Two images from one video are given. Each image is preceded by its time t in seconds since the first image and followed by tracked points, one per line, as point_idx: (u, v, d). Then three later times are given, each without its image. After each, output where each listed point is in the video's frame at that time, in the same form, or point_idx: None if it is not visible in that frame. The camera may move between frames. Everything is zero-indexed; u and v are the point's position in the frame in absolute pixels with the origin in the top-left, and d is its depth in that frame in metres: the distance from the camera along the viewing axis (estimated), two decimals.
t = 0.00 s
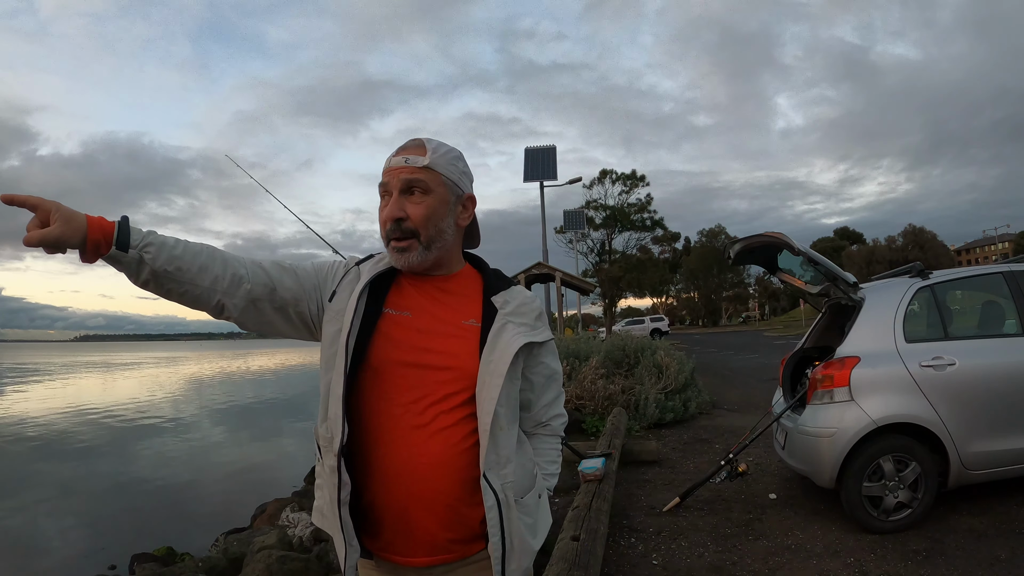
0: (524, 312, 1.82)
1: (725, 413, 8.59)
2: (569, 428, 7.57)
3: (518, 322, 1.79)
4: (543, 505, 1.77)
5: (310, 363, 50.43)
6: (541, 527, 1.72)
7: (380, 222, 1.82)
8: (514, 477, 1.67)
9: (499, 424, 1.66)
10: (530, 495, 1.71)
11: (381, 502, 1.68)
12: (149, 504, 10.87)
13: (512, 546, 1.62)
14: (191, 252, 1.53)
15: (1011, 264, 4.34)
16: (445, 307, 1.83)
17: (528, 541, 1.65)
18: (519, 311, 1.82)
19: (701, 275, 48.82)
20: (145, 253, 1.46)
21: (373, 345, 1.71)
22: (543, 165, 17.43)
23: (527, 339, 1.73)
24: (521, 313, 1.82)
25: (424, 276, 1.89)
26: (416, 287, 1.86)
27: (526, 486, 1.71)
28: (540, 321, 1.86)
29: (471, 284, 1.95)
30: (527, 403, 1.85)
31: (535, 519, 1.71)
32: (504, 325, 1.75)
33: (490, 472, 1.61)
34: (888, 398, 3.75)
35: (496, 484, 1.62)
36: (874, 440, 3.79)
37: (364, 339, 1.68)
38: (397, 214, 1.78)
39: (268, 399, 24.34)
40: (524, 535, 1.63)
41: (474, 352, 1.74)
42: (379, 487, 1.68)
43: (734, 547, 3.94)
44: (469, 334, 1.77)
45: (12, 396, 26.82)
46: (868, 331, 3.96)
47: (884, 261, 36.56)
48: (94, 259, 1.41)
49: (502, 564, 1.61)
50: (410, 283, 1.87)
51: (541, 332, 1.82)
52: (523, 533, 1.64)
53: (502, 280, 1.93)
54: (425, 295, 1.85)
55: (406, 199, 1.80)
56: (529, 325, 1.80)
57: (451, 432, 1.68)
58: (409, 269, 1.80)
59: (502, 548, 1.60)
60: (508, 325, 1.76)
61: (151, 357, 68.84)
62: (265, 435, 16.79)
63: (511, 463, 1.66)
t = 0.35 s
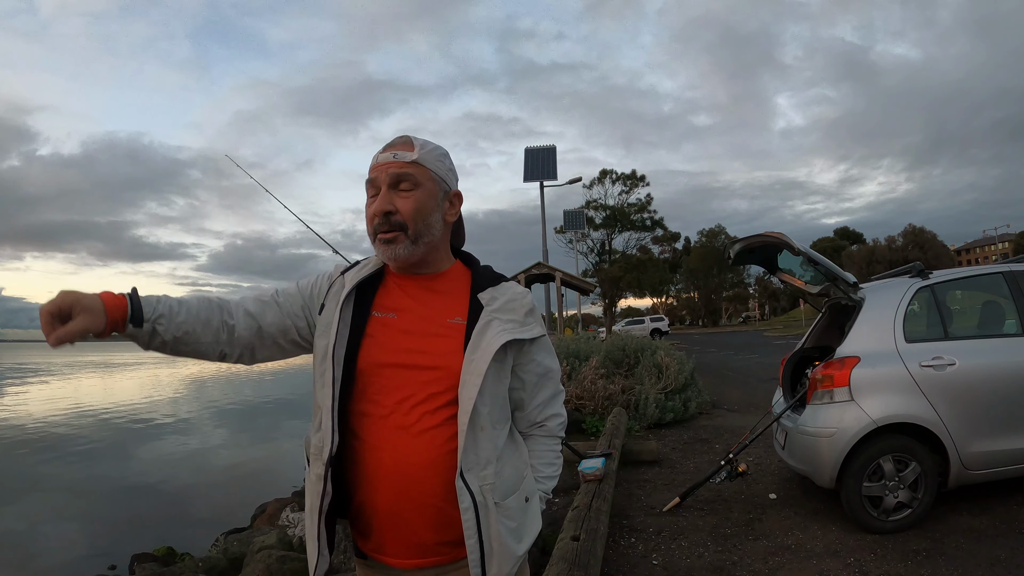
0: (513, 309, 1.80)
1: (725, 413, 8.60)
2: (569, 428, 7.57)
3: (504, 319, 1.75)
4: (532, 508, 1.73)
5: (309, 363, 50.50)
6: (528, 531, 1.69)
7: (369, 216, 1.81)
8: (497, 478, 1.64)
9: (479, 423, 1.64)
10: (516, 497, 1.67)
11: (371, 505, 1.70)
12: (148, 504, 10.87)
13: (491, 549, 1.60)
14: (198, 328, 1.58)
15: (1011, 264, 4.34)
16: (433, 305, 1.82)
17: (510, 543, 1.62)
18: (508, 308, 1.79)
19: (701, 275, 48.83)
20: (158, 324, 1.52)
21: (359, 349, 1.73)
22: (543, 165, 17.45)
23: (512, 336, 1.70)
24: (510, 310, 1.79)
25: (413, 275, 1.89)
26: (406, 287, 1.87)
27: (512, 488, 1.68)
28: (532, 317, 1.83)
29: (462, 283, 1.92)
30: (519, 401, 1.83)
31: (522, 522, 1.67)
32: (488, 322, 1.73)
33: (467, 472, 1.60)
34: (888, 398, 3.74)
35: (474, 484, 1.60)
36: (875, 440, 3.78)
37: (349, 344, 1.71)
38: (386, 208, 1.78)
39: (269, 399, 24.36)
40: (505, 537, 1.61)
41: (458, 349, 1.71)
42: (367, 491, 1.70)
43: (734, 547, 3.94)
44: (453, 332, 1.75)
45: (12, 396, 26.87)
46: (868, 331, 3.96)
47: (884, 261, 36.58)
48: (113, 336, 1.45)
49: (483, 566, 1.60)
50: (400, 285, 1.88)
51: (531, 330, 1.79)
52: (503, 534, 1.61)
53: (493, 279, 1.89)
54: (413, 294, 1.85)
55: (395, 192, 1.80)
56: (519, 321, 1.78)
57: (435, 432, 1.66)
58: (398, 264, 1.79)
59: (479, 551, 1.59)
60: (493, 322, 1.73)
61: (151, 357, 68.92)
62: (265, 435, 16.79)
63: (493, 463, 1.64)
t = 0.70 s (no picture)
0: (502, 298, 1.80)
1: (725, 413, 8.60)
2: (569, 428, 7.57)
3: (494, 309, 1.76)
4: (533, 500, 1.71)
5: (309, 363, 50.49)
6: (532, 521, 1.68)
7: (407, 195, 1.80)
8: (498, 469, 1.64)
9: (479, 416, 1.64)
10: (518, 487, 1.67)
11: (384, 514, 1.70)
12: (148, 505, 10.87)
13: (497, 541, 1.59)
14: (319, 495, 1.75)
15: (1011, 264, 4.34)
16: (424, 303, 1.82)
17: (515, 535, 1.61)
18: (497, 298, 1.79)
19: (701, 275, 48.81)
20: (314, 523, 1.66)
21: (354, 361, 1.73)
22: (542, 165, 17.45)
23: (504, 325, 1.70)
24: (499, 299, 1.79)
25: (407, 274, 1.90)
26: (397, 290, 1.86)
27: (513, 478, 1.67)
28: (521, 305, 1.83)
29: (449, 277, 1.92)
30: (513, 391, 1.81)
31: (525, 513, 1.67)
32: (481, 313, 1.73)
33: (470, 464, 1.61)
34: (888, 398, 3.74)
35: (478, 476, 1.60)
36: (875, 440, 3.78)
37: (346, 356, 1.72)
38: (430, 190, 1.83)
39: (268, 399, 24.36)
40: (510, 528, 1.60)
41: (453, 344, 1.71)
42: (379, 501, 1.69)
43: (734, 547, 3.94)
44: (446, 327, 1.75)
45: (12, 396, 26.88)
46: (868, 331, 3.96)
47: (884, 261, 36.52)
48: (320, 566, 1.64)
49: (488, 561, 1.59)
50: (390, 288, 1.87)
51: (521, 318, 1.79)
52: (507, 526, 1.60)
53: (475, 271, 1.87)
54: (404, 295, 1.85)
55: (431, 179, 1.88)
56: (509, 311, 1.78)
57: (438, 431, 1.66)
58: (424, 248, 1.82)
59: (486, 542, 1.59)
60: (485, 312, 1.74)
61: (150, 357, 68.93)
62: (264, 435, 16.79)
63: (494, 455, 1.64)
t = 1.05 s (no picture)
0: (502, 286, 1.80)
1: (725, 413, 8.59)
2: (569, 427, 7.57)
3: (495, 298, 1.76)
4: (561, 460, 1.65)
5: (309, 362, 50.51)
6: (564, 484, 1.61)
7: (382, 208, 1.82)
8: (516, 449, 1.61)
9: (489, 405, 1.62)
10: (540, 457, 1.62)
11: (393, 513, 1.69)
12: (148, 504, 10.87)
13: (531, 514, 1.54)
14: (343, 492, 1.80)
15: (1011, 264, 4.34)
16: (422, 300, 1.81)
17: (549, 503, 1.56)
18: (497, 286, 1.79)
19: (701, 275, 48.82)
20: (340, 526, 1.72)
21: (353, 363, 1.74)
22: (543, 165, 17.45)
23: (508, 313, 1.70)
24: (499, 288, 1.79)
25: (401, 274, 1.91)
26: (393, 290, 1.87)
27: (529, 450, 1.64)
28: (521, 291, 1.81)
29: (443, 271, 1.93)
30: (540, 362, 1.83)
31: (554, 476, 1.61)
32: (482, 303, 1.73)
33: (487, 452, 1.58)
34: (889, 398, 3.74)
35: (496, 461, 1.57)
36: (875, 440, 3.78)
37: (344, 358, 1.72)
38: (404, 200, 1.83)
39: (268, 399, 24.36)
40: (542, 498, 1.55)
41: (453, 338, 1.71)
42: (386, 501, 1.69)
43: (734, 547, 3.94)
44: (446, 322, 1.75)
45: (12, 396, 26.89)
46: (868, 331, 3.96)
47: (884, 261, 36.50)
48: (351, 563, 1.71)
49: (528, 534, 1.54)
50: (386, 288, 1.88)
51: (524, 305, 1.78)
52: (540, 495, 1.55)
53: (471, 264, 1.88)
54: (400, 295, 1.85)
55: (408, 186, 1.86)
56: (510, 299, 1.77)
57: (442, 425, 1.65)
58: (407, 257, 1.83)
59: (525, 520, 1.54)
60: (486, 302, 1.73)
61: (150, 357, 68.95)
62: (264, 435, 16.79)
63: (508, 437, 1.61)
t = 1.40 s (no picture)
0: (516, 287, 1.59)
1: (725, 413, 8.59)
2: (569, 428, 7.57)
3: (505, 302, 1.56)
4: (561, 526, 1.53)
5: (309, 363, 50.59)
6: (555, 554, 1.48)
7: (392, 203, 1.84)
8: (515, 494, 1.45)
9: (490, 436, 1.47)
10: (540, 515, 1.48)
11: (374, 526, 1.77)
12: (148, 504, 10.89)
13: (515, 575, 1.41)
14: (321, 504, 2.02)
15: (1011, 264, 4.34)
16: (430, 307, 1.78)
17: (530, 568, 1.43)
18: (511, 287, 1.59)
19: (701, 275, 48.84)
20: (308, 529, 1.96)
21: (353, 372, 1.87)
22: (543, 165, 17.48)
23: (511, 319, 1.49)
24: (512, 288, 1.58)
25: (422, 273, 1.96)
26: (407, 296, 1.90)
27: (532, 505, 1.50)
28: (543, 291, 1.59)
29: (459, 276, 1.88)
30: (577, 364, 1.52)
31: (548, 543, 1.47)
32: (487, 309, 1.56)
33: (484, 492, 1.42)
34: (889, 398, 3.74)
35: (493, 505, 1.42)
36: (875, 440, 3.78)
37: (345, 366, 1.87)
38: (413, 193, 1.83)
39: (268, 399, 24.39)
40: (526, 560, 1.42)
41: (451, 349, 1.62)
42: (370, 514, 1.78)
43: (734, 547, 3.94)
44: (448, 329, 1.68)
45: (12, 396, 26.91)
46: (868, 331, 3.96)
47: (884, 261, 36.52)
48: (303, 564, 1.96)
49: None
50: (403, 291, 1.93)
51: (543, 303, 1.54)
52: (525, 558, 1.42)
53: (498, 258, 1.77)
54: (410, 301, 1.87)
55: (416, 176, 1.87)
56: (524, 299, 1.55)
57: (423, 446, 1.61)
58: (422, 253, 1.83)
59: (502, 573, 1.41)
60: (493, 307, 1.56)
61: (150, 357, 69.03)
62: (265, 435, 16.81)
63: (508, 479, 1.45)
